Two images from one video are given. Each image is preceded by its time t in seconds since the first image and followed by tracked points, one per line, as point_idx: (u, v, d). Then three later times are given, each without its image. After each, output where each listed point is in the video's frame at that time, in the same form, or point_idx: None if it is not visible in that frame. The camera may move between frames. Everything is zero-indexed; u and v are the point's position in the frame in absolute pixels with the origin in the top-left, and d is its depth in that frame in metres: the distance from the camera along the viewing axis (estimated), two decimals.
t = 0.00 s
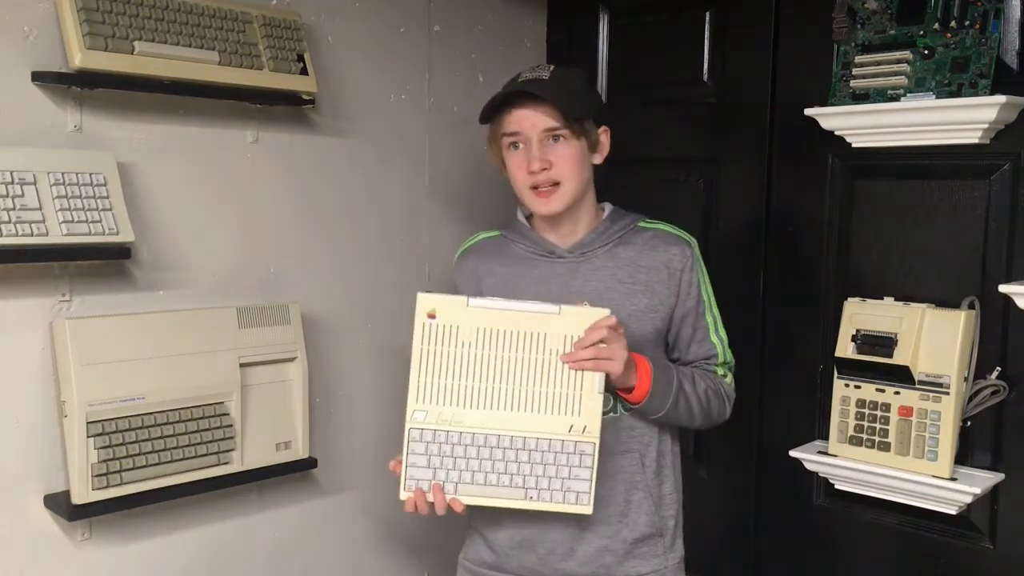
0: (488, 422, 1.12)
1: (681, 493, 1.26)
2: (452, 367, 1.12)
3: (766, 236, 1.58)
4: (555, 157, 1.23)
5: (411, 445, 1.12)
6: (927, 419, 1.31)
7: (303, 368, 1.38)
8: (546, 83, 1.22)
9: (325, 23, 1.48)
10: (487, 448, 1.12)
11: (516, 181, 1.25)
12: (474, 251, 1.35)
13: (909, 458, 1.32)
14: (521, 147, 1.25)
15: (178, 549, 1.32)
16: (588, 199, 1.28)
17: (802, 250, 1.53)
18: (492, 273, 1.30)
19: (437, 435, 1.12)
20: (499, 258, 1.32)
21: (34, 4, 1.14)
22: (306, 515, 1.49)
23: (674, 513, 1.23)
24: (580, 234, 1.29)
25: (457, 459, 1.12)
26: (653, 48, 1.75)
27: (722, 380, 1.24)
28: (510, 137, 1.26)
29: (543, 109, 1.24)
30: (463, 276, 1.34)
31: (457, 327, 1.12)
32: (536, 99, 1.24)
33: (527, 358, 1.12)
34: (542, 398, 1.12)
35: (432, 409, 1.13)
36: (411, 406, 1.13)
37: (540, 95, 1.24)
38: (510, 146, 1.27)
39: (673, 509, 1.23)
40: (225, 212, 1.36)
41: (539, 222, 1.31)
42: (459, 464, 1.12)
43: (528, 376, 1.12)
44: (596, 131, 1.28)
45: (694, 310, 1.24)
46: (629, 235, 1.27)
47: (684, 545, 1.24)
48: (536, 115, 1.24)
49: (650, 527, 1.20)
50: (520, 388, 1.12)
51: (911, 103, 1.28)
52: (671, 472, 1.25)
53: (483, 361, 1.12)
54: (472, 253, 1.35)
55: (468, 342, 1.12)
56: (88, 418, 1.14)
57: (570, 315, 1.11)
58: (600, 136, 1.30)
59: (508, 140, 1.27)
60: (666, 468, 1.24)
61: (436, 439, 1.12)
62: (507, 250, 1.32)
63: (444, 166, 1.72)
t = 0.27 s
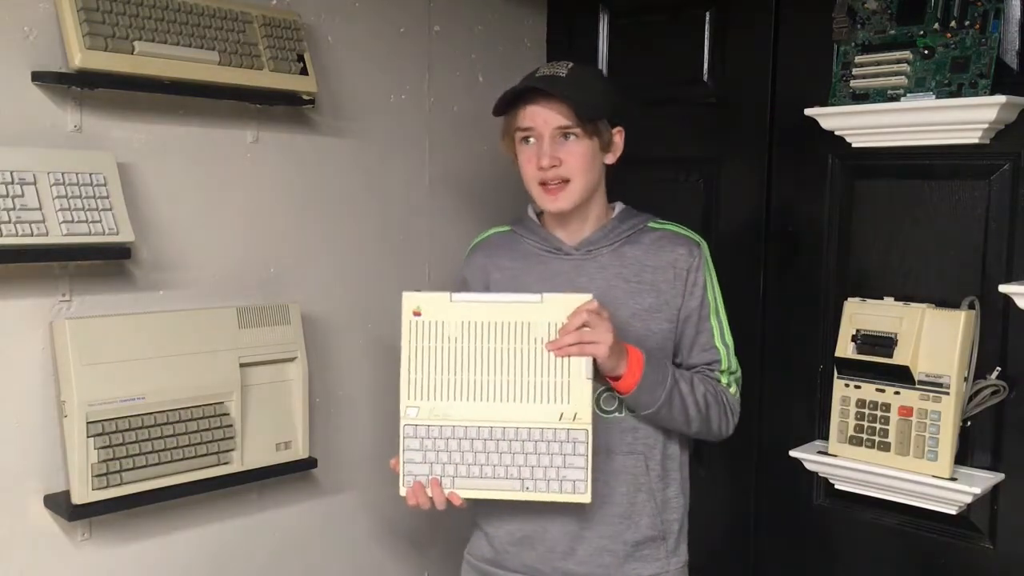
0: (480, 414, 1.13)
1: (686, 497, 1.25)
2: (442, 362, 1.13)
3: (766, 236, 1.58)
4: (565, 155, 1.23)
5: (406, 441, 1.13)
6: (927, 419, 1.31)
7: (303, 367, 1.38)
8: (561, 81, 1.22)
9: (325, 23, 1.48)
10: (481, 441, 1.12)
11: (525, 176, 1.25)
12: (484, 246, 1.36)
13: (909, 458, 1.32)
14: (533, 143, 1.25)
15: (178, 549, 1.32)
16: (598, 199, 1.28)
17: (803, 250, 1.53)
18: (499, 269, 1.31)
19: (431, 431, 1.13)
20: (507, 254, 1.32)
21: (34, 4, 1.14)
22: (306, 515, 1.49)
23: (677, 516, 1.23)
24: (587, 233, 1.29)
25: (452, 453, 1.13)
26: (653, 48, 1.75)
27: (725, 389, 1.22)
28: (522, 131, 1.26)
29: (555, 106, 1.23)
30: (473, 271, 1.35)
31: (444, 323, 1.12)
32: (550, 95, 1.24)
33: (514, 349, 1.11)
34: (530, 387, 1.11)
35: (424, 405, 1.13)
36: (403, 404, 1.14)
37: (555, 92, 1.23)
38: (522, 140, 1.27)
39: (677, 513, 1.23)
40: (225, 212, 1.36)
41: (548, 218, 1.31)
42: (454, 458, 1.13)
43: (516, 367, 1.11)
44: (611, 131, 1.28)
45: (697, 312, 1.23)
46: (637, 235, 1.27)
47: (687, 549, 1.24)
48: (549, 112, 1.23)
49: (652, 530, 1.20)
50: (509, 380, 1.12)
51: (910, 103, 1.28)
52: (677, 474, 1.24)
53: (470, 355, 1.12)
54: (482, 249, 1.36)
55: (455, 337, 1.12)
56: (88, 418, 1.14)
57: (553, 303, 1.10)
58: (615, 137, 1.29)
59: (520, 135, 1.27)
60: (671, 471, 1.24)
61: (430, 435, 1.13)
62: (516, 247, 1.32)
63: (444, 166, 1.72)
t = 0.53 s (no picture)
0: (476, 414, 1.13)
1: (688, 498, 1.25)
2: (438, 362, 1.13)
3: (766, 236, 1.58)
4: (571, 154, 1.23)
5: (402, 441, 1.14)
6: (927, 419, 1.31)
7: (303, 368, 1.38)
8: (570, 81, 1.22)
9: (325, 23, 1.48)
10: (476, 441, 1.13)
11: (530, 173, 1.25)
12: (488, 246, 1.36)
13: (909, 458, 1.32)
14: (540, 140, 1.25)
15: (178, 549, 1.32)
16: (600, 201, 1.28)
17: (803, 251, 1.53)
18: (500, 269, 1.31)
19: (426, 430, 1.13)
20: (508, 253, 1.32)
21: (34, 4, 1.14)
22: (306, 515, 1.49)
23: (678, 518, 1.22)
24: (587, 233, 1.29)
25: (448, 453, 1.13)
26: (653, 48, 1.75)
27: (727, 389, 1.22)
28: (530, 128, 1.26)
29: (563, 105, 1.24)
30: (475, 271, 1.35)
31: (440, 323, 1.13)
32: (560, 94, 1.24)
33: (510, 350, 1.11)
34: (526, 388, 1.11)
35: (420, 405, 1.14)
36: (399, 403, 1.14)
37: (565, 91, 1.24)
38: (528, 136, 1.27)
39: (678, 515, 1.22)
40: (225, 213, 1.36)
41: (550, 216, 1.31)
42: (450, 457, 1.13)
43: (512, 368, 1.12)
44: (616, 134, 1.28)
45: (697, 311, 1.23)
46: (637, 235, 1.27)
47: (687, 551, 1.24)
48: (558, 110, 1.24)
49: (652, 531, 1.20)
50: (506, 380, 1.12)
51: (910, 103, 1.28)
52: (678, 476, 1.24)
53: (467, 355, 1.12)
54: (485, 248, 1.36)
55: (452, 337, 1.13)
56: (88, 418, 1.14)
57: (549, 304, 1.11)
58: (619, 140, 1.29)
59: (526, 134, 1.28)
60: (672, 472, 1.23)
61: (426, 434, 1.13)
62: (518, 246, 1.33)
63: (444, 166, 1.72)
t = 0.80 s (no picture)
0: (482, 403, 1.13)
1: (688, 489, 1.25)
2: (444, 352, 1.13)
3: (766, 236, 1.58)
4: (589, 150, 1.23)
5: (410, 427, 1.14)
6: (927, 419, 1.31)
7: (303, 367, 1.39)
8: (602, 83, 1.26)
9: (325, 23, 1.48)
10: (484, 428, 1.13)
11: (544, 159, 1.24)
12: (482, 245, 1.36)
13: (909, 458, 1.32)
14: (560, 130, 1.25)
15: (178, 548, 1.32)
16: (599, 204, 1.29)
17: (803, 250, 1.53)
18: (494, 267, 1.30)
19: (434, 418, 1.13)
20: (503, 253, 1.32)
21: (34, 4, 1.14)
22: (306, 515, 1.49)
23: (679, 509, 1.23)
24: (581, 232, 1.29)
25: (456, 439, 1.14)
26: (653, 48, 1.75)
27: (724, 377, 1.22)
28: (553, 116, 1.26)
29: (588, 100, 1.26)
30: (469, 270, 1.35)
31: (446, 313, 1.12)
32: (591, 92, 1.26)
33: (517, 341, 1.11)
34: (532, 378, 1.11)
35: (427, 393, 1.14)
36: (406, 391, 1.14)
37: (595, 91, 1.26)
38: (549, 124, 1.27)
39: (678, 506, 1.23)
40: (225, 212, 1.36)
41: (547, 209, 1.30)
42: (457, 445, 1.13)
43: (519, 359, 1.11)
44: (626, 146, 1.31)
45: (692, 302, 1.23)
46: (629, 230, 1.27)
47: (689, 541, 1.24)
48: (586, 106, 1.25)
49: (652, 523, 1.20)
50: (511, 371, 1.12)
51: (910, 103, 1.28)
52: (678, 468, 1.24)
53: (473, 345, 1.12)
54: (478, 248, 1.36)
55: (459, 327, 1.12)
56: (88, 418, 1.14)
57: (556, 296, 1.10)
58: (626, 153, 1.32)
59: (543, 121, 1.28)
60: (671, 465, 1.24)
61: (434, 421, 1.14)
62: (512, 245, 1.32)
63: (444, 166, 1.72)
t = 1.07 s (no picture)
0: (482, 438, 1.12)
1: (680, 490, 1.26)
2: (447, 383, 1.12)
3: (766, 235, 1.58)
4: (610, 159, 1.23)
5: (407, 457, 1.13)
6: (927, 419, 1.31)
7: (303, 367, 1.39)
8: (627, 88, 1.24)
9: (325, 23, 1.48)
10: (481, 466, 1.12)
11: (566, 166, 1.23)
12: (484, 238, 1.36)
13: (909, 458, 1.32)
14: (582, 135, 1.24)
15: (178, 549, 1.32)
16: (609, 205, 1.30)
17: (803, 250, 1.53)
18: (499, 260, 1.31)
19: (433, 448, 1.13)
20: (508, 247, 1.32)
21: (34, 4, 1.14)
22: (306, 515, 1.49)
23: (672, 511, 1.24)
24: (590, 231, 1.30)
25: (453, 472, 1.13)
26: (653, 48, 1.75)
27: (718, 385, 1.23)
28: (576, 119, 1.24)
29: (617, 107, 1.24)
30: (471, 264, 1.35)
31: (450, 343, 1.12)
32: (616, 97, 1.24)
33: (520, 376, 1.11)
34: (533, 414, 1.11)
35: (427, 423, 1.14)
36: (406, 419, 1.14)
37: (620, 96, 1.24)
38: (570, 126, 1.25)
39: (672, 508, 1.23)
40: (225, 213, 1.36)
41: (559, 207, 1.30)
42: (455, 476, 1.12)
43: (522, 394, 1.11)
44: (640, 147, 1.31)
45: (694, 306, 1.24)
46: (635, 232, 1.27)
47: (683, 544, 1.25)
48: (609, 111, 1.24)
49: (649, 523, 1.20)
50: (513, 405, 1.12)
51: (910, 103, 1.28)
52: (672, 469, 1.25)
53: (476, 378, 1.12)
54: (482, 241, 1.36)
55: (462, 358, 1.12)
56: (88, 418, 1.14)
57: (561, 332, 1.10)
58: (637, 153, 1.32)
59: (567, 120, 1.26)
60: (667, 466, 1.24)
61: (432, 452, 1.13)
62: (518, 240, 1.32)
63: (444, 166, 1.72)
